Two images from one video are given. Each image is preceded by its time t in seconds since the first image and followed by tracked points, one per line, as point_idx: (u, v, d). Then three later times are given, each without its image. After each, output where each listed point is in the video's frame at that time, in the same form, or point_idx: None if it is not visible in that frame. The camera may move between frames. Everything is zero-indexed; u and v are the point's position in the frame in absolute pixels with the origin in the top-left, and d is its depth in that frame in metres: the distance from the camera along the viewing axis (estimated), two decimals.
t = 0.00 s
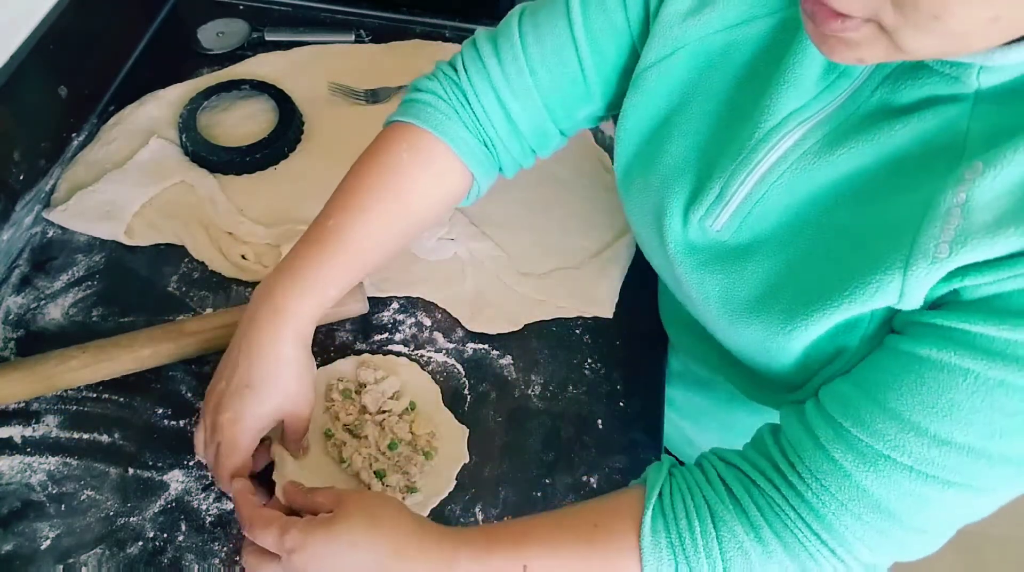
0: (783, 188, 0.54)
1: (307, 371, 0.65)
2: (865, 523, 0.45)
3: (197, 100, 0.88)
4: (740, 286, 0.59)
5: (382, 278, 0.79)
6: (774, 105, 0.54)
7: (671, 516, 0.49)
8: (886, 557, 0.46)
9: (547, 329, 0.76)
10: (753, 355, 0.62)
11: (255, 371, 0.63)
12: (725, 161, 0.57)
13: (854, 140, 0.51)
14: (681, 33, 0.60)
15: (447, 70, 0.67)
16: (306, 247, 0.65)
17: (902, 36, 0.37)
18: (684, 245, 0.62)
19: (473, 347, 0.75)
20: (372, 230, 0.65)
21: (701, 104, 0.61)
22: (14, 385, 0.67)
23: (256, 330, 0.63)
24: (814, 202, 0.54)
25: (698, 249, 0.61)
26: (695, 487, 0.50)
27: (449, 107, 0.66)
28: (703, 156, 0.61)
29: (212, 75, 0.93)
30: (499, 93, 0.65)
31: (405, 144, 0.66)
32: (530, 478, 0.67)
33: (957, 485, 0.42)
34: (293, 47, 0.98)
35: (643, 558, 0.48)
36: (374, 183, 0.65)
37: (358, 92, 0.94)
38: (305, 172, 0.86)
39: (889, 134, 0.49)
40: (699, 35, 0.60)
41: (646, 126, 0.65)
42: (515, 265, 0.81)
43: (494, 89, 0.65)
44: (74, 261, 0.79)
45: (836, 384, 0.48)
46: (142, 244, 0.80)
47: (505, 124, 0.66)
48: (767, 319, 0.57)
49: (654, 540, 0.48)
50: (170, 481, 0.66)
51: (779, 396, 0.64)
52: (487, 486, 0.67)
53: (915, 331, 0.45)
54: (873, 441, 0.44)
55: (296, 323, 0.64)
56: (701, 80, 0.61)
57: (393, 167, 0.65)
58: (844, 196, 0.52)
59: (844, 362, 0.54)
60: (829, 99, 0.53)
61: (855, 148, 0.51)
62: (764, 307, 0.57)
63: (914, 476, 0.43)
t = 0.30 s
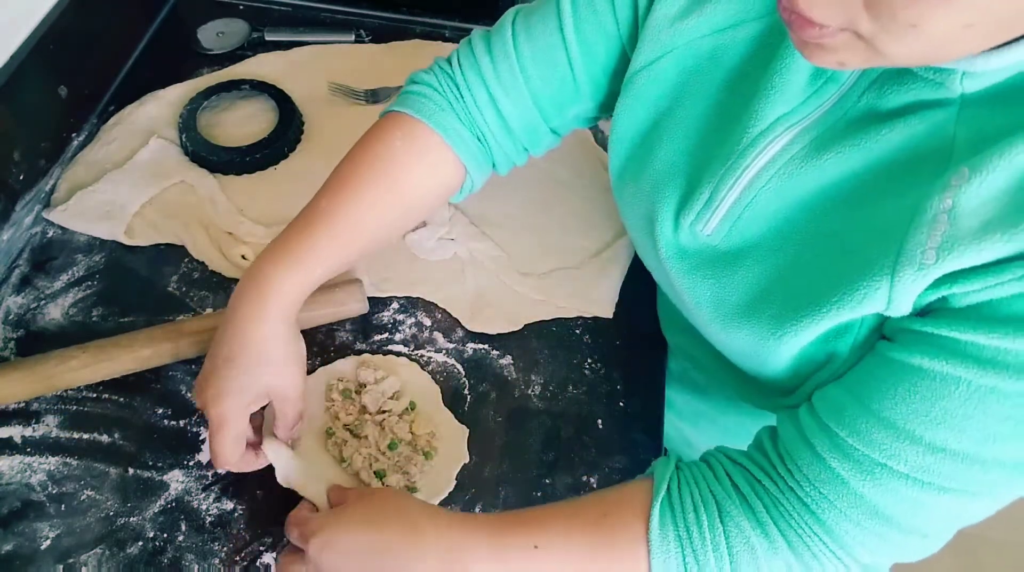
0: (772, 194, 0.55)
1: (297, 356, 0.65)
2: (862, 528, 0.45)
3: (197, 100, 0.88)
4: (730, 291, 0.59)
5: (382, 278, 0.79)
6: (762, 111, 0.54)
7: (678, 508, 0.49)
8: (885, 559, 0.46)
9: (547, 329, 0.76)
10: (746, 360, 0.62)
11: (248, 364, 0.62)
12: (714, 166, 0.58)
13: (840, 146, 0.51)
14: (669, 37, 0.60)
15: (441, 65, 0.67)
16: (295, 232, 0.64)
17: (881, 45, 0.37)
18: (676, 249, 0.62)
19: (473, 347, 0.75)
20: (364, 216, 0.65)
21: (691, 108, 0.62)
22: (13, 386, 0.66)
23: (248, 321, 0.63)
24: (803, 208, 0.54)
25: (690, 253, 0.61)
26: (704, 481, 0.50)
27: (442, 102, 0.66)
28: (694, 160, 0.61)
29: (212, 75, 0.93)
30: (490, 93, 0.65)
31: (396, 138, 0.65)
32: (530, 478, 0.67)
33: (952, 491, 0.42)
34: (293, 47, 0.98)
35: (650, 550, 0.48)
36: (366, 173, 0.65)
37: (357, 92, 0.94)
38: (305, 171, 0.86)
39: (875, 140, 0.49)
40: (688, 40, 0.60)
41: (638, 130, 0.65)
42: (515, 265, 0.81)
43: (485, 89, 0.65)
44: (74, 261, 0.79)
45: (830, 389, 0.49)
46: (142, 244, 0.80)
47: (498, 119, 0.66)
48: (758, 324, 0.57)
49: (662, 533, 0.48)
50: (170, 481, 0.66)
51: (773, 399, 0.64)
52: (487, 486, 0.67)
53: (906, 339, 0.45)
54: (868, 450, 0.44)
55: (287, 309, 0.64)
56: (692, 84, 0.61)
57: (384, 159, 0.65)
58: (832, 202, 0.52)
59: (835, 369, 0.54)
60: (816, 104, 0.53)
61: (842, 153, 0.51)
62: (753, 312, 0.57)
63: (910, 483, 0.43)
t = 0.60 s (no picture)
0: (766, 197, 0.55)
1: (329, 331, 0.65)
2: (882, 539, 0.45)
3: (197, 100, 0.88)
4: (725, 293, 0.59)
5: (382, 278, 0.79)
6: (755, 112, 0.54)
7: (708, 521, 0.49)
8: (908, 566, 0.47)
9: (547, 328, 0.76)
10: (742, 363, 0.62)
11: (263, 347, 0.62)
12: (709, 168, 0.58)
13: (832, 148, 0.51)
14: (664, 37, 0.60)
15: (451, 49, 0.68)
16: (319, 204, 0.64)
17: (872, 55, 0.37)
18: (673, 252, 0.62)
19: (473, 347, 0.75)
20: (385, 189, 0.65)
21: (686, 109, 0.61)
22: (13, 386, 0.67)
23: (260, 301, 0.63)
24: (797, 212, 0.54)
25: (686, 255, 0.61)
26: (730, 492, 0.50)
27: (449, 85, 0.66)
28: (688, 162, 0.61)
29: (212, 75, 0.93)
30: (491, 82, 0.66)
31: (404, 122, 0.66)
32: (530, 478, 0.67)
33: (968, 500, 0.43)
34: (293, 47, 0.98)
35: (683, 559, 0.48)
36: (384, 151, 0.65)
37: (358, 92, 0.94)
38: (305, 171, 0.86)
39: (868, 145, 0.49)
40: (682, 41, 0.60)
41: (636, 131, 0.65)
42: (515, 265, 0.81)
43: (486, 79, 0.66)
44: (74, 261, 0.79)
45: (838, 398, 0.49)
46: (142, 244, 0.80)
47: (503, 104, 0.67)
48: (753, 328, 0.57)
49: (694, 548, 0.48)
50: (170, 481, 0.66)
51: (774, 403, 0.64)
52: (487, 486, 0.67)
53: (903, 352, 0.45)
54: (883, 467, 0.44)
55: (313, 279, 0.64)
56: (686, 85, 0.61)
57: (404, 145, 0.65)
58: (826, 206, 0.52)
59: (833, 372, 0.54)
60: (810, 107, 0.53)
61: (834, 156, 0.50)
62: (748, 315, 0.57)
63: (927, 496, 0.43)
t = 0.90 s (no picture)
0: (759, 200, 0.54)
1: (395, 297, 0.69)
2: (936, 536, 0.47)
3: (197, 100, 0.88)
4: (720, 296, 0.59)
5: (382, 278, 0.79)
6: (750, 115, 0.55)
7: (780, 497, 0.52)
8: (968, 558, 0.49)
9: (547, 329, 0.76)
10: (740, 366, 0.62)
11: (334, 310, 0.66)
12: (705, 169, 0.58)
13: (825, 152, 0.50)
14: (660, 37, 0.61)
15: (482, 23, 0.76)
16: (391, 165, 0.72)
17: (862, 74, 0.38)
18: (671, 253, 0.62)
19: (473, 347, 0.75)
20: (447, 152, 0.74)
21: (679, 111, 0.62)
22: (13, 386, 0.67)
23: (351, 251, 0.68)
24: (791, 216, 0.53)
25: (683, 257, 0.62)
26: (800, 474, 0.53)
27: (480, 58, 0.75)
28: (683, 164, 0.61)
29: (212, 75, 0.93)
30: (512, 58, 0.75)
31: (448, 92, 0.74)
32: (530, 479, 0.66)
33: (1013, 503, 0.44)
34: (293, 47, 0.98)
35: (752, 533, 0.51)
36: (441, 115, 0.73)
37: (358, 92, 0.94)
38: (305, 171, 0.86)
39: (860, 151, 0.49)
40: (677, 42, 0.61)
41: (631, 132, 0.65)
42: (514, 265, 0.81)
43: (505, 55, 0.75)
44: (74, 261, 0.79)
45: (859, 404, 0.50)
46: (143, 243, 0.80)
47: (524, 76, 0.76)
48: (750, 330, 0.57)
49: (764, 520, 0.51)
50: (170, 481, 0.66)
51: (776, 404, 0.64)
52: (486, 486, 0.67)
53: (916, 370, 0.46)
54: (924, 479, 0.46)
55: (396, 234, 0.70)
56: (680, 86, 0.62)
57: (451, 115, 0.74)
58: (820, 211, 0.52)
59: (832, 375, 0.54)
60: (804, 111, 0.53)
61: (826, 159, 0.50)
62: (743, 318, 0.57)
63: (971, 501, 0.45)
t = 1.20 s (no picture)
0: (754, 200, 0.54)
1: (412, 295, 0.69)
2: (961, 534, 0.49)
3: (197, 100, 0.88)
4: (716, 296, 0.59)
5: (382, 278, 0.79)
6: (745, 115, 0.55)
7: (808, 487, 0.54)
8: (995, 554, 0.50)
9: (547, 329, 0.76)
10: (738, 365, 0.62)
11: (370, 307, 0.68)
12: (701, 170, 0.58)
13: (819, 152, 0.50)
14: (658, 37, 0.62)
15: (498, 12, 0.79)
16: (422, 161, 0.75)
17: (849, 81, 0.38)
18: (671, 253, 0.62)
19: (473, 347, 0.75)
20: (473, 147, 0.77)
21: (675, 110, 0.61)
22: (12, 386, 0.66)
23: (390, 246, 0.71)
24: (786, 216, 0.53)
25: (681, 257, 0.62)
26: (831, 467, 0.55)
27: (496, 49, 0.78)
28: (679, 164, 0.61)
29: (212, 75, 0.93)
30: (525, 49, 0.78)
31: (470, 89, 0.77)
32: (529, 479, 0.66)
33: None
34: (293, 47, 0.98)
35: (780, 519, 0.54)
36: (466, 111, 0.77)
37: (358, 92, 0.94)
38: (305, 171, 0.86)
39: (853, 151, 0.48)
40: (674, 42, 0.61)
41: (628, 131, 0.65)
42: (515, 265, 0.81)
43: (518, 46, 0.78)
44: (74, 261, 0.79)
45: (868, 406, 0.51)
46: (143, 244, 0.80)
47: (537, 66, 0.79)
48: (748, 331, 0.57)
49: (791, 509, 0.54)
50: (170, 481, 0.66)
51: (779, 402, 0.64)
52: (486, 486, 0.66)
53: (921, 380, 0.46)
54: (943, 483, 0.47)
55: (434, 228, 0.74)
56: (675, 86, 0.61)
57: (476, 111, 0.77)
58: (813, 211, 0.52)
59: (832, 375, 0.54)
60: (799, 111, 0.53)
61: (820, 160, 0.50)
62: (742, 318, 0.57)
63: (990, 503, 0.46)
